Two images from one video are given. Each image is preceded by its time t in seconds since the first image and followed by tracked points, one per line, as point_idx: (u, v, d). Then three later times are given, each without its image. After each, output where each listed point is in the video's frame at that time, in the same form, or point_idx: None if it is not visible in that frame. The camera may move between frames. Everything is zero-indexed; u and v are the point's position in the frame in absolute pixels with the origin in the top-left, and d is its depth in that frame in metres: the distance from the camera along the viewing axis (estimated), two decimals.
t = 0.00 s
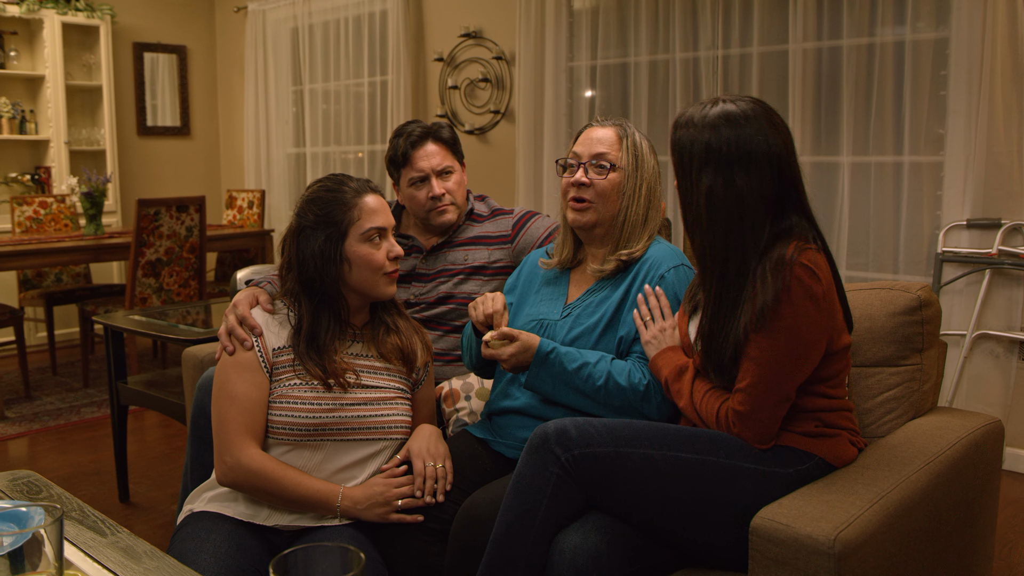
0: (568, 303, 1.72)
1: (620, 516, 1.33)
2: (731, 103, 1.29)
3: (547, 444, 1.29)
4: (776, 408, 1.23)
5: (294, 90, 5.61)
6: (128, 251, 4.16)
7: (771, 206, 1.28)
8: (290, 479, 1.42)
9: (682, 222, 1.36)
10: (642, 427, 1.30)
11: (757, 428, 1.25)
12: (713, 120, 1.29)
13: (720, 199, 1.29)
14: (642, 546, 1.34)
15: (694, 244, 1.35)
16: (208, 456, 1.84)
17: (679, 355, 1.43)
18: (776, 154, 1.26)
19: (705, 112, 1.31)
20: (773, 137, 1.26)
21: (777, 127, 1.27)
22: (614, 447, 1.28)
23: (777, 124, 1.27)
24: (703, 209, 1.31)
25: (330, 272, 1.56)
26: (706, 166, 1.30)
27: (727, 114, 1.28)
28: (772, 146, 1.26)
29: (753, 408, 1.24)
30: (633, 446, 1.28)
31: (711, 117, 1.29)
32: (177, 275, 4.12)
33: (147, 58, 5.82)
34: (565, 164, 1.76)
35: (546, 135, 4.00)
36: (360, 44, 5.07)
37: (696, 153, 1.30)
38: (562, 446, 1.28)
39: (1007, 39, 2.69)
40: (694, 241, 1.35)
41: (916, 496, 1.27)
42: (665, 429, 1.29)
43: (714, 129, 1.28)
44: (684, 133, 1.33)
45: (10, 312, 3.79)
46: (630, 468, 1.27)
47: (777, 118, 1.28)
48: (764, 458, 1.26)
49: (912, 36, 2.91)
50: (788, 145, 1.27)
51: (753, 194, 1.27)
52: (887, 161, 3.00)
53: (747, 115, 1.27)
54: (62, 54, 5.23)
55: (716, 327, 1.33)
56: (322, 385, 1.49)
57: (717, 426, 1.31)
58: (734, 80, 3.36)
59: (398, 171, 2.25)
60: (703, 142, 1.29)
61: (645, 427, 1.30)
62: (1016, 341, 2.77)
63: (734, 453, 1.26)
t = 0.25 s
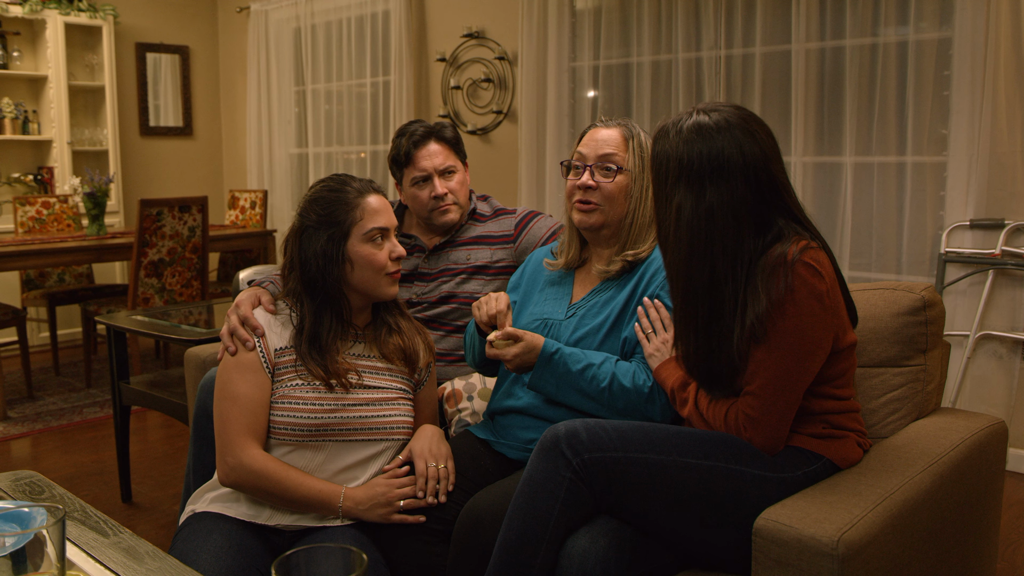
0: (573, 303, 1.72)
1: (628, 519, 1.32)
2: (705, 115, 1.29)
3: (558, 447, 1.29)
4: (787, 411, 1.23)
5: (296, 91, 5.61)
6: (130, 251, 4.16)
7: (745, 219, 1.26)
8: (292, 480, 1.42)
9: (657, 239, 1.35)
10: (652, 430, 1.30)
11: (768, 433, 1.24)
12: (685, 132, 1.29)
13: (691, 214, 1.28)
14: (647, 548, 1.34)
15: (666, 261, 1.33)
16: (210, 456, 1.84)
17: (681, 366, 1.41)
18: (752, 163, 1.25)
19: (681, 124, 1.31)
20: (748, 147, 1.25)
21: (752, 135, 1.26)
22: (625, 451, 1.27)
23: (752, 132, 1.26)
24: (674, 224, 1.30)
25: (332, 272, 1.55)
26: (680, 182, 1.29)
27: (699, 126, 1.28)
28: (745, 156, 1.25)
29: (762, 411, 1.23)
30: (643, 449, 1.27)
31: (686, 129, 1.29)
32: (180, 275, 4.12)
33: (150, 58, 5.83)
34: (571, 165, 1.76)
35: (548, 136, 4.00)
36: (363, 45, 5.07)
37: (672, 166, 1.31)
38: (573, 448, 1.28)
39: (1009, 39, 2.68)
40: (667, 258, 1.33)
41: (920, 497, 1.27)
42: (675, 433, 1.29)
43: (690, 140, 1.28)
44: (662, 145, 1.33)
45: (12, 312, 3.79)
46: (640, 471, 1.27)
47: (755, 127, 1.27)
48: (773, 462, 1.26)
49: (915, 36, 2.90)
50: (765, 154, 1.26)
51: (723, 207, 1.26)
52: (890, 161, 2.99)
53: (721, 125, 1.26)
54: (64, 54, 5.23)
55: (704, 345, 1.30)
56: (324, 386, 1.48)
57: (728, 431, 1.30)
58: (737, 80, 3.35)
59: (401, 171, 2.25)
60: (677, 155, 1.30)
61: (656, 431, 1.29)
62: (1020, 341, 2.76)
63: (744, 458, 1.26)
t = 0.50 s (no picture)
0: (574, 305, 1.71)
1: (627, 521, 1.32)
2: (700, 128, 1.28)
3: (558, 446, 1.29)
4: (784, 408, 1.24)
5: (298, 92, 5.62)
6: (131, 253, 4.16)
7: (741, 233, 1.26)
8: (292, 482, 1.42)
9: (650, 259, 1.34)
10: (652, 431, 1.30)
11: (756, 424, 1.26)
12: (681, 147, 1.29)
13: (688, 231, 1.28)
14: (646, 549, 1.34)
15: (661, 281, 1.33)
16: (211, 457, 1.84)
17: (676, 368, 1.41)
18: (747, 176, 1.25)
19: (676, 137, 1.30)
20: (743, 162, 1.25)
21: (747, 148, 1.26)
22: (624, 451, 1.27)
23: (747, 145, 1.26)
24: (671, 242, 1.30)
25: (332, 273, 1.55)
26: (676, 200, 1.29)
27: (694, 141, 1.27)
28: (740, 170, 1.25)
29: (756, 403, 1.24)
30: (643, 450, 1.27)
31: (681, 143, 1.29)
32: (181, 277, 4.12)
33: (151, 59, 5.83)
34: (570, 168, 1.76)
35: (550, 137, 4.00)
36: (364, 46, 5.07)
37: (667, 183, 1.30)
38: (573, 448, 1.28)
39: (1011, 40, 2.68)
40: (661, 278, 1.33)
41: (921, 500, 1.26)
42: (675, 435, 1.29)
43: (685, 156, 1.28)
44: (656, 160, 1.32)
45: (13, 313, 3.79)
46: (640, 473, 1.27)
47: (750, 140, 1.26)
48: (774, 464, 1.26)
49: (917, 37, 2.90)
50: (760, 167, 1.26)
51: (719, 225, 1.26)
52: (892, 162, 2.98)
53: (715, 140, 1.26)
54: (66, 55, 5.24)
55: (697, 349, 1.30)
56: (325, 388, 1.48)
57: (726, 428, 1.30)
58: (739, 81, 3.35)
59: (402, 172, 2.24)
60: (673, 171, 1.29)
61: (656, 432, 1.29)
62: (1022, 343, 2.75)
63: (745, 460, 1.26)
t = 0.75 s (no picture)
0: (573, 308, 1.71)
1: (627, 524, 1.32)
2: (703, 131, 1.28)
3: (559, 451, 1.28)
4: (790, 417, 1.22)
5: (298, 93, 5.62)
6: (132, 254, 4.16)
7: (744, 236, 1.25)
8: (293, 484, 1.42)
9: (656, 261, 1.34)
10: (653, 436, 1.29)
11: (770, 436, 1.23)
12: (685, 149, 1.28)
13: (692, 234, 1.27)
14: (647, 553, 1.34)
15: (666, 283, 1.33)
16: (211, 459, 1.84)
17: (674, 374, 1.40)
18: (751, 179, 1.25)
19: (680, 139, 1.30)
20: (747, 165, 1.25)
21: (752, 150, 1.25)
22: (626, 456, 1.27)
23: (751, 147, 1.25)
24: (676, 245, 1.30)
25: (333, 275, 1.55)
26: (680, 203, 1.29)
27: (699, 143, 1.27)
28: (744, 173, 1.25)
29: (763, 414, 1.23)
30: (644, 455, 1.27)
31: (685, 145, 1.29)
32: (181, 278, 4.12)
33: (152, 61, 5.83)
34: (566, 169, 1.76)
35: (550, 139, 4.00)
36: (365, 47, 5.07)
37: (671, 185, 1.30)
38: (574, 454, 1.27)
39: (1012, 42, 2.67)
40: (666, 279, 1.32)
41: (924, 502, 1.26)
42: (676, 440, 1.28)
43: (689, 158, 1.27)
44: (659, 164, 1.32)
45: (14, 315, 3.79)
46: (641, 477, 1.26)
47: (754, 143, 1.26)
48: (776, 468, 1.26)
49: (918, 38, 2.89)
50: (764, 170, 1.26)
51: (723, 227, 1.25)
52: (892, 163, 2.98)
53: (719, 142, 1.26)
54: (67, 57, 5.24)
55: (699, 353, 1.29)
56: (325, 389, 1.48)
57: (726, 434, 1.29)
58: (740, 83, 3.35)
59: (402, 173, 2.24)
60: (677, 173, 1.29)
61: (657, 437, 1.29)
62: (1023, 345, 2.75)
63: (747, 465, 1.25)
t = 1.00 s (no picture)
0: (573, 311, 1.71)
1: (628, 525, 1.31)
2: (715, 130, 1.28)
3: (562, 450, 1.28)
4: (800, 420, 1.22)
5: (299, 94, 5.62)
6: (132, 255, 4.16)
7: (756, 236, 1.25)
8: (293, 486, 1.41)
9: (668, 261, 1.35)
10: (656, 435, 1.29)
11: (781, 439, 1.23)
12: (696, 149, 1.28)
13: (705, 234, 1.27)
14: (647, 553, 1.33)
15: (678, 284, 1.33)
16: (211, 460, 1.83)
17: (684, 384, 1.41)
18: (763, 178, 1.25)
19: (690, 139, 1.30)
20: (759, 164, 1.24)
21: (763, 150, 1.25)
22: (629, 456, 1.26)
23: (762, 147, 1.25)
24: (688, 245, 1.30)
25: (332, 277, 1.55)
26: (692, 203, 1.29)
27: (710, 142, 1.27)
28: (756, 172, 1.24)
29: (775, 417, 1.22)
30: (647, 455, 1.26)
31: (696, 145, 1.28)
32: (181, 279, 4.12)
33: (152, 62, 5.84)
34: (565, 170, 1.76)
35: (551, 140, 4.00)
36: (365, 48, 5.07)
37: (683, 185, 1.30)
38: (576, 453, 1.27)
39: (1014, 43, 2.67)
40: (678, 279, 1.32)
41: (925, 504, 1.26)
42: (679, 440, 1.28)
43: (700, 158, 1.27)
44: (670, 164, 1.32)
45: (14, 316, 3.79)
46: (643, 478, 1.26)
47: (764, 142, 1.26)
48: (778, 469, 1.25)
49: (919, 40, 2.89)
50: (775, 169, 1.25)
51: (736, 227, 1.25)
52: (893, 164, 2.98)
53: (730, 141, 1.25)
54: (68, 59, 5.24)
55: (713, 353, 1.29)
56: (325, 391, 1.48)
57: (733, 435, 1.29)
58: (740, 84, 3.35)
59: (402, 175, 2.24)
60: (688, 173, 1.29)
61: (660, 436, 1.28)
62: None
63: (750, 466, 1.25)
